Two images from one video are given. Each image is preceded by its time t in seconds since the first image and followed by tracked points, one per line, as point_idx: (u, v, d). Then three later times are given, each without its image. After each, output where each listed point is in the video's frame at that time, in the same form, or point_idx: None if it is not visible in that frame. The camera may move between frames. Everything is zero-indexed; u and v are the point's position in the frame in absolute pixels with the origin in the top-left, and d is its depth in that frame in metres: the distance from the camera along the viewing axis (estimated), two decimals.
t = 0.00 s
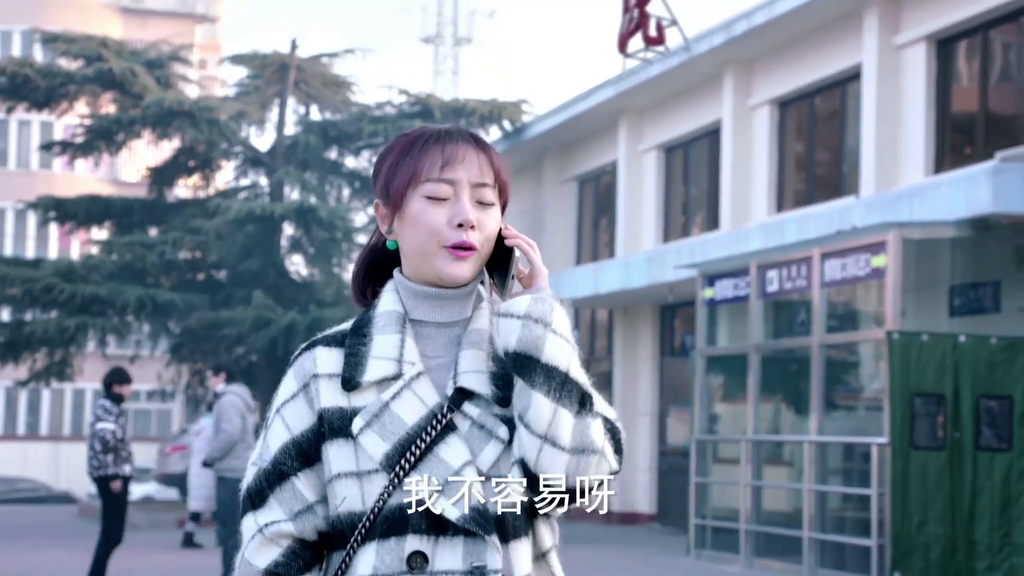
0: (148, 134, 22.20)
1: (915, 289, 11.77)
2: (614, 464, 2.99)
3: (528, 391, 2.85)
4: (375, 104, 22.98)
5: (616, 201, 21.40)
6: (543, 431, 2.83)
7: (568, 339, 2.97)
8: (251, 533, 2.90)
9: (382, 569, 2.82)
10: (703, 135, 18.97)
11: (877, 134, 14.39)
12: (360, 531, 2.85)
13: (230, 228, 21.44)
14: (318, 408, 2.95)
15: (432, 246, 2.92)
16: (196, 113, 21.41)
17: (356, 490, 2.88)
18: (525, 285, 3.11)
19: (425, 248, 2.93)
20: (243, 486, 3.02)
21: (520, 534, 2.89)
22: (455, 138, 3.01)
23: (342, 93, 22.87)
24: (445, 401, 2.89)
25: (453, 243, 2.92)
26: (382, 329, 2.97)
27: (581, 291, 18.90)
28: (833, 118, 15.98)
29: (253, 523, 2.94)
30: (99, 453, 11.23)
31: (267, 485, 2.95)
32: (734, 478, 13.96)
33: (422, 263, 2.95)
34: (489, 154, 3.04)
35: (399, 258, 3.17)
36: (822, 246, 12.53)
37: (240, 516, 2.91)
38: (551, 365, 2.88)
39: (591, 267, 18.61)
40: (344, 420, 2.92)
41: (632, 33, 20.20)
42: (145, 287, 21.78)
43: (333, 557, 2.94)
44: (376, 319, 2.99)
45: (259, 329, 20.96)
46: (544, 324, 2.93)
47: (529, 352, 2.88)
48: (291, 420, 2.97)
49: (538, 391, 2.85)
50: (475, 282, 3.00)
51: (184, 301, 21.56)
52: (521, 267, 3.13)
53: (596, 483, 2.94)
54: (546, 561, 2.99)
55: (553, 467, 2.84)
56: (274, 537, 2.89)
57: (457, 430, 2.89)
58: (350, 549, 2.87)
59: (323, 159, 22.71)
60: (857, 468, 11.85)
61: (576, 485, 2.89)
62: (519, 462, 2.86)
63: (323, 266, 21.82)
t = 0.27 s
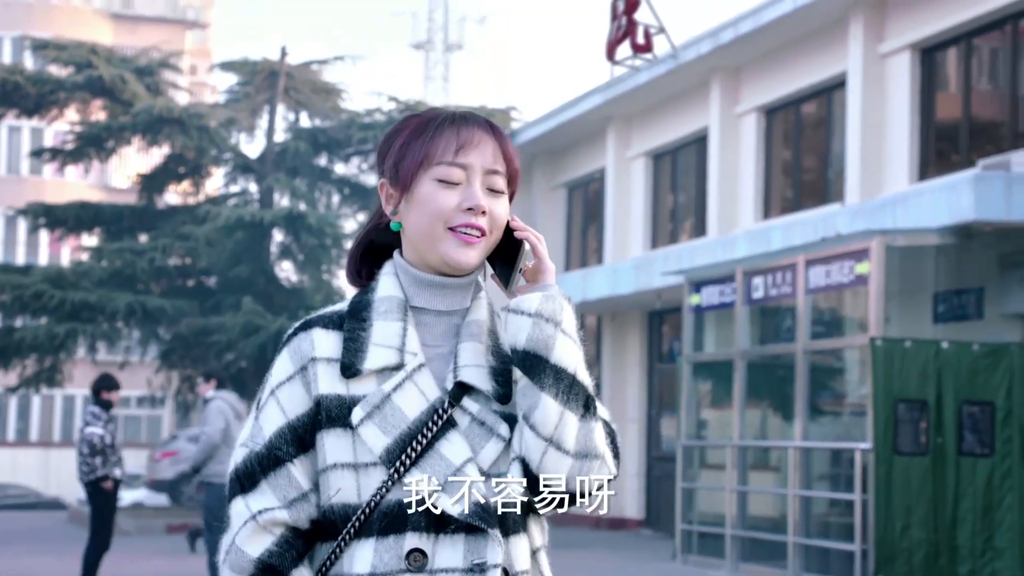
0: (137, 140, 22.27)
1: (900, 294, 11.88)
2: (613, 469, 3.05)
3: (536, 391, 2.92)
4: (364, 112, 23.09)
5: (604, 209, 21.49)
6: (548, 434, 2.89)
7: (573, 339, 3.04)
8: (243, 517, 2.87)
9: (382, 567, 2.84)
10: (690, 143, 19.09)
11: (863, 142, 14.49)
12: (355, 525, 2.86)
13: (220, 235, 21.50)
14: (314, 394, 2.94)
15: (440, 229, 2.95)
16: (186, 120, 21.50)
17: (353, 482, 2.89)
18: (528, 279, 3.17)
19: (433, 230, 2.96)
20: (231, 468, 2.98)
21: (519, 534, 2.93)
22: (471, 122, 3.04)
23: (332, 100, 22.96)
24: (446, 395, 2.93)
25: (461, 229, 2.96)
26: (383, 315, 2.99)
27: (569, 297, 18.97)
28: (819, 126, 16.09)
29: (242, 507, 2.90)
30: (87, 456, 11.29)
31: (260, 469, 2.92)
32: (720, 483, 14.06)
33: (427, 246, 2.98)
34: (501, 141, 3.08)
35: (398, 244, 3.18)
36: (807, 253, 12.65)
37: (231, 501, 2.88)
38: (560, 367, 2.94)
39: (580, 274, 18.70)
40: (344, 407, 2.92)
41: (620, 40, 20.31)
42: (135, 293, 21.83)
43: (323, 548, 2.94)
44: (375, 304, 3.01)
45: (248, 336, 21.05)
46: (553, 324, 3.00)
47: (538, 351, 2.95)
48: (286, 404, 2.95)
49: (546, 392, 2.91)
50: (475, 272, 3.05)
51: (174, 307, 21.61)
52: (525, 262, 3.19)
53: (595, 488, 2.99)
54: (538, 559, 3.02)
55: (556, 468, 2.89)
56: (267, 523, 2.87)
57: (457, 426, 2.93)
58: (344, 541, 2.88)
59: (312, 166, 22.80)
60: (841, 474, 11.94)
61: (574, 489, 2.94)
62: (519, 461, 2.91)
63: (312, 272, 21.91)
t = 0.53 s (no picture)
0: (116, 147, 22.31)
1: (872, 301, 12.00)
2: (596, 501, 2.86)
3: (515, 419, 2.77)
4: (343, 119, 23.41)
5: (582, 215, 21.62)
6: (525, 463, 2.73)
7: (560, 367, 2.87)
8: (221, 542, 2.82)
9: None
10: (667, 150, 19.23)
11: (836, 150, 14.65)
12: (328, 551, 2.77)
13: (198, 241, 21.55)
14: (293, 415, 2.86)
15: (425, 250, 2.84)
16: (165, 127, 21.58)
17: (327, 507, 2.80)
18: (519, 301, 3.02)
19: (418, 251, 2.84)
20: (214, 488, 2.92)
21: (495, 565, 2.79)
22: (462, 139, 2.91)
23: (311, 107, 23.06)
24: (425, 420, 2.81)
25: (448, 250, 2.83)
26: (365, 336, 2.88)
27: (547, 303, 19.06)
28: (794, 135, 16.24)
29: (224, 530, 2.85)
30: (66, 463, 11.33)
31: (239, 491, 2.86)
32: (694, 488, 14.20)
33: (412, 266, 2.86)
34: (495, 159, 2.94)
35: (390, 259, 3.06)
36: (780, 260, 12.78)
37: (210, 524, 2.83)
38: (540, 395, 2.78)
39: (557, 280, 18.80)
40: (320, 430, 2.83)
41: (598, 48, 20.46)
42: (114, 299, 21.85)
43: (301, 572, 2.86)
44: (361, 322, 2.91)
45: (228, 342, 21.14)
46: (537, 351, 2.84)
47: (520, 379, 2.80)
48: (267, 425, 2.88)
49: (524, 422, 2.76)
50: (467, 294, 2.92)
51: (152, 314, 21.64)
52: (517, 282, 3.03)
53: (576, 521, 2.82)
54: None
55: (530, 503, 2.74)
56: (244, 548, 2.81)
57: (435, 451, 2.80)
58: (318, 566, 2.78)
59: (291, 172, 22.89)
60: (811, 478, 12.09)
61: (549, 524, 2.78)
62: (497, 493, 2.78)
63: (291, 278, 22.00)
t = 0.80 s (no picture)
0: (90, 152, 22.31)
1: (840, 306, 12.00)
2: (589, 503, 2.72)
3: (506, 409, 2.64)
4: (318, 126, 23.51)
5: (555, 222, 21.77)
6: (515, 456, 2.61)
7: (561, 363, 2.74)
8: (211, 539, 2.73)
9: None
10: (639, 158, 19.37)
11: (806, 157, 14.81)
12: (316, 544, 2.66)
13: (173, 247, 21.58)
14: (285, 410, 2.77)
15: (427, 248, 2.74)
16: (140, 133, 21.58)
17: (315, 501, 2.70)
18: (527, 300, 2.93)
19: (420, 249, 2.75)
20: (210, 487, 2.82)
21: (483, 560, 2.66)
22: (477, 138, 2.79)
23: (286, 113, 23.12)
24: (418, 411, 2.69)
25: (451, 250, 2.73)
26: (362, 330, 2.79)
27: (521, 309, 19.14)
28: (764, 142, 16.40)
29: (216, 529, 2.75)
30: (40, 471, 11.35)
31: (232, 488, 2.77)
32: (664, 493, 14.33)
33: (415, 263, 2.77)
34: (512, 160, 2.82)
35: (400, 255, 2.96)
36: (749, 268, 12.87)
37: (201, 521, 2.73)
38: (533, 387, 2.66)
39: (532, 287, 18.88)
40: (311, 422, 2.74)
41: (571, 56, 20.60)
42: (88, 305, 21.84)
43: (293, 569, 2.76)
44: (362, 319, 2.81)
45: (202, 347, 21.22)
46: (535, 343, 2.71)
47: (512, 369, 2.67)
48: (261, 420, 2.78)
49: (514, 414, 2.63)
50: (475, 293, 2.81)
51: (127, 319, 21.62)
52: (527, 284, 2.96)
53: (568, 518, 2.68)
54: None
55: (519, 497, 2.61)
56: (235, 545, 2.72)
57: (425, 443, 2.69)
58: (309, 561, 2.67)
59: (266, 178, 22.95)
60: (779, 483, 12.21)
61: (536, 520, 2.64)
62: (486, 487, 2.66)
63: (265, 284, 22.08)
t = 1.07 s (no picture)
0: (72, 159, 22.36)
1: (816, 313, 12.08)
2: (583, 495, 2.78)
3: (495, 407, 2.70)
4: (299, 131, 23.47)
5: (535, 229, 21.87)
6: (506, 453, 2.66)
7: (550, 356, 2.80)
8: (203, 531, 2.77)
9: None
10: (619, 164, 19.46)
11: (783, 165, 14.96)
12: (309, 539, 2.71)
13: (154, 253, 21.63)
14: (277, 402, 2.82)
15: (409, 237, 2.81)
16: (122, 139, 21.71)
17: (308, 495, 2.74)
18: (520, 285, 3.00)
19: (402, 236, 2.81)
20: (202, 478, 2.87)
21: (476, 553, 2.71)
22: (453, 121, 2.84)
23: (268, 119, 23.19)
24: (410, 404, 2.75)
25: (434, 238, 2.80)
26: (353, 321, 2.85)
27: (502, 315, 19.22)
28: (741, 150, 16.54)
29: (208, 520, 2.79)
30: (22, 478, 11.40)
31: (223, 480, 2.81)
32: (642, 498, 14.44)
33: (399, 250, 2.84)
34: (489, 139, 2.88)
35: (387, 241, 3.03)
36: (726, 273, 12.99)
37: (193, 513, 2.78)
38: (522, 383, 2.72)
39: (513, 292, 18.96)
40: (304, 415, 2.78)
41: (552, 63, 20.70)
42: (69, 311, 21.87)
43: (286, 563, 2.80)
44: (351, 309, 2.87)
45: (183, 353, 21.30)
46: (521, 336, 2.78)
47: (502, 366, 2.73)
48: (252, 412, 2.83)
49: (504, 412, 2.69)
50: (462, 277, 2.88)
51: (108, 325, 21.66)
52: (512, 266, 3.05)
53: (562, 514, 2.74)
54: None
55: (511, 493, 2.66)
56: (227, 537, 2.76)
57: (419, 438, 2.74)
58: (302, 554, 2.71)
59: (247, 184, 23.01)
60: (754, 488, 12.33)
61: (530, 516, 2.69)
62: (480, 481, 2.71)
63: (246, 290, 22.15)
